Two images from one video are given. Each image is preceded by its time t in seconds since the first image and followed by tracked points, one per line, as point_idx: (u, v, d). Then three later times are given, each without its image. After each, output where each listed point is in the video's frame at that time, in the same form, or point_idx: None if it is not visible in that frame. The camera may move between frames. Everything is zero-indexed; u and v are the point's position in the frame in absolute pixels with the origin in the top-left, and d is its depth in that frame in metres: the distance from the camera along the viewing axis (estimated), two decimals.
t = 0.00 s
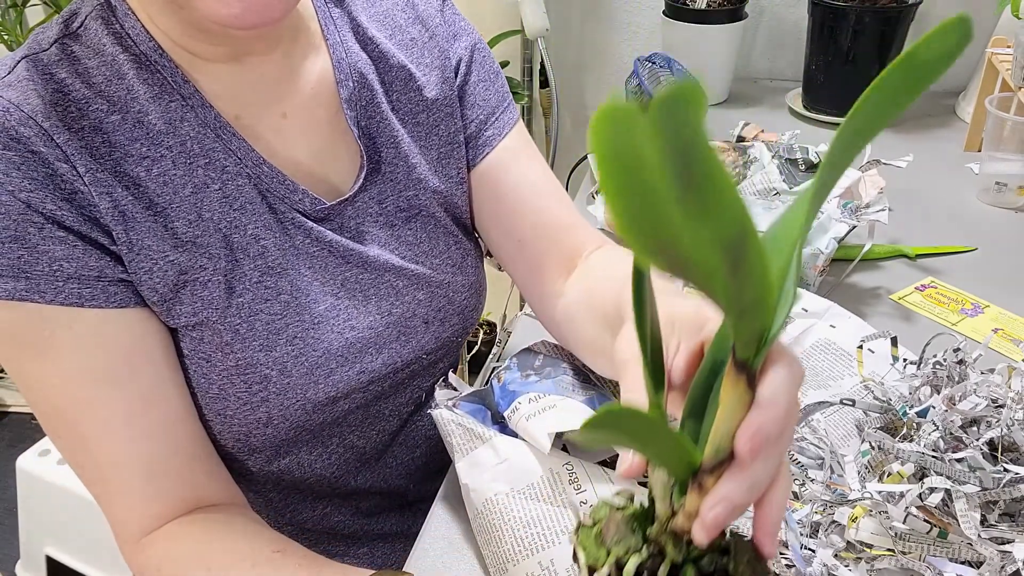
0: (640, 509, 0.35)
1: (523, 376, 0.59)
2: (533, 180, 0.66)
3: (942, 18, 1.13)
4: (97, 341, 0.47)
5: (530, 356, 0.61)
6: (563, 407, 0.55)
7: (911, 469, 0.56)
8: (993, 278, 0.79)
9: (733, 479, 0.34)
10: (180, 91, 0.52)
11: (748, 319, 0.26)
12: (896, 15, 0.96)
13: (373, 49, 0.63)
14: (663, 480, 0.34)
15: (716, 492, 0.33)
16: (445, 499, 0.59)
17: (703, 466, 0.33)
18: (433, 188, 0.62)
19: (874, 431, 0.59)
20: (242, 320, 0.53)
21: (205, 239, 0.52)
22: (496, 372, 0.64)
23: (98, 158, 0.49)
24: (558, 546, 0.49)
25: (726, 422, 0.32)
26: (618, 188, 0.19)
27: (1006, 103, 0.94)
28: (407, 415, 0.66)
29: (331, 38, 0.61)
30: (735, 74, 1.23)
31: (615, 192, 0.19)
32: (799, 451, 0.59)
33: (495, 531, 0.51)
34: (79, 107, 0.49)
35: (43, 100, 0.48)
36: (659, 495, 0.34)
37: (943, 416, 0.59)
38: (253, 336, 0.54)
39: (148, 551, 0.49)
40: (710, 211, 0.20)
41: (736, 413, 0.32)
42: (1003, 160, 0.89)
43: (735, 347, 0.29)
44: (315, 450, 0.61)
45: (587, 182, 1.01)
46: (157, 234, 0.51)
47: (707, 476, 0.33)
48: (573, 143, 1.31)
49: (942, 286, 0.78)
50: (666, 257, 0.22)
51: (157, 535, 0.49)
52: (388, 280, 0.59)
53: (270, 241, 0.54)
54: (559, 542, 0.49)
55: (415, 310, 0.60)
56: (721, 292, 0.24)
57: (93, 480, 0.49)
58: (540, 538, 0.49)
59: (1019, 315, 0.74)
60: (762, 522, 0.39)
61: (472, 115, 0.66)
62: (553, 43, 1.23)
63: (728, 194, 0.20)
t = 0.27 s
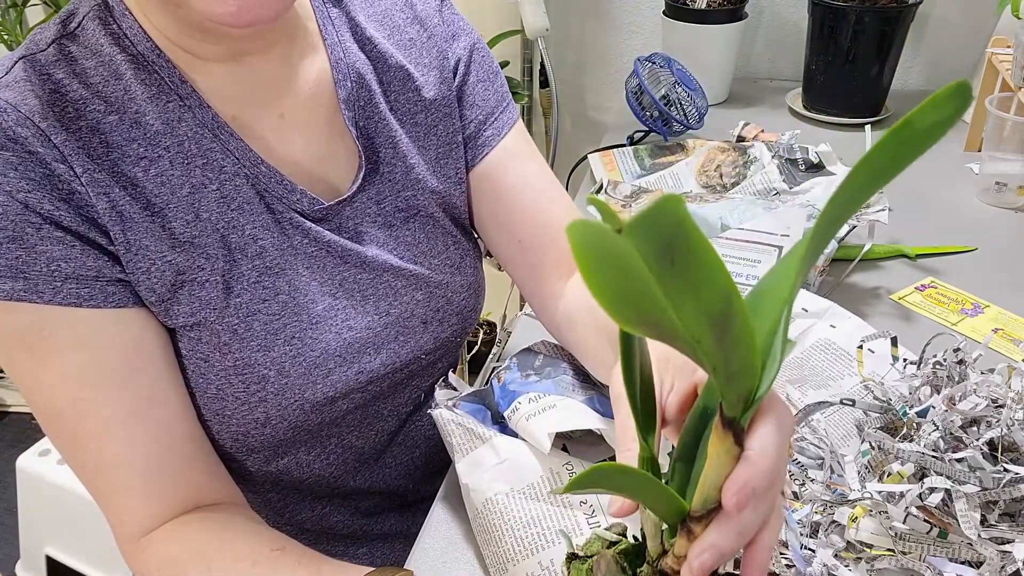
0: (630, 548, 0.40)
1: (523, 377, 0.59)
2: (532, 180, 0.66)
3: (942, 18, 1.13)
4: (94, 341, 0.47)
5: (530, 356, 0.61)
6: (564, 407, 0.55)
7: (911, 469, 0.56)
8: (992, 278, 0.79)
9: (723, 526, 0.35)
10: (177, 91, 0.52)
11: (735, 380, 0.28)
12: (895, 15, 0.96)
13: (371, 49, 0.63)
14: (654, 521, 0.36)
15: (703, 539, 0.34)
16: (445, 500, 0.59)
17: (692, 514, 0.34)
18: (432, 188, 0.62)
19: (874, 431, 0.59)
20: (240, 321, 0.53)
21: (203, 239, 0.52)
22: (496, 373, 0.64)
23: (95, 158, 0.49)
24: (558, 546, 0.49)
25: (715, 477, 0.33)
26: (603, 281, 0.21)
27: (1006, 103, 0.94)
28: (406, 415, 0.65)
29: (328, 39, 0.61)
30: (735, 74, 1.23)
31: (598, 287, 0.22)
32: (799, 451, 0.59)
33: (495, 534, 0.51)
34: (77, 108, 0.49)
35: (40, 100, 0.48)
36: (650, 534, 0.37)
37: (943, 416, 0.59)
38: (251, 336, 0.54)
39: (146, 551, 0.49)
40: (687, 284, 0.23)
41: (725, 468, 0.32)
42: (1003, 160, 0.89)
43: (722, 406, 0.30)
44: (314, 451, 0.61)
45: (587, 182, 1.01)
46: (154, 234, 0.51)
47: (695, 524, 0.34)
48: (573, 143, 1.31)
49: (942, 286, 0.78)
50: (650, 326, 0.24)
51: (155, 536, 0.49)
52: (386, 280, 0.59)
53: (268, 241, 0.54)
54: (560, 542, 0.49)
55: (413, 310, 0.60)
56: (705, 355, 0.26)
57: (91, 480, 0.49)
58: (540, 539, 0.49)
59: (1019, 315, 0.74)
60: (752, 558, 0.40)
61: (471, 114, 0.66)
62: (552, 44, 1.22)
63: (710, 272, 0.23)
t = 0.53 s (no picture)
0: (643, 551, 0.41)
1: (523, 377, 0.59)
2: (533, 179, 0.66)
3: (942, 18, 1.13)
4: (93, 341, 0.47)
5: (530, 357, 0.61)
6: (564, 407, 0.55)
7: (911, 469, 0.56)
8: (993, 278, 0.79)
9: (738, 541, 0.35)
10: (176, 91, 0.52)
11: (769, 404, 0.27)
12: (895, 15, 0.96)
13: (370, 49, 0.63)
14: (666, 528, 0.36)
15: (717, 553, 0.35)
16: (446, 500, 0.59)
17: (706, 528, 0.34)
18: (431, 188, 0.62)
19: (874, 431, 0.59)
20: (239, 321, 0.53)
21: (202, 239, 0.52)
22: (496, 372, 0.64)
23: (94, 158, 0.49)
24: (559, 546, 0.49)
25: (732, 498, 0.32)
26: (647, 311, 0.22)
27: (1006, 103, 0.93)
28: (406, 416, 0.65)
29: (328, 38, 0.61)
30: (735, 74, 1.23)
31: (637, 314, 0.22)
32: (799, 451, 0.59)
33: (496, 534, 0.51)
34: (75, 108, 0.49)
35: (39, 100, 0.48)
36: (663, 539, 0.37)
37: (943, 416, 0.59)
38: (251, 336, 0.54)
39: (146, 551, 0.49)
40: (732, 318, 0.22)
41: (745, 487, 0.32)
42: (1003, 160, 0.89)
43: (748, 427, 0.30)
44: (313, 451, 0.61)
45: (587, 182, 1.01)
46: (153, 234, 0.51)
47: (711, 538, 0.34)
48: (573, 143, 1.31)
49: (942, 286, 0.78)
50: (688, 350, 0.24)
51: (155, 536, 0.49)
52: (385, 280, 0.59)
53: (267, 241, 0.54)
54: (560, 542, 0.49)
55: (412, 310, 0.60)
56: (743, 381, 0.26)
57: (90, 480, 0.49)
58: (540, 539, 0.49)
59: (1019, 315, 0.74)
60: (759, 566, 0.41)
61: (470, 113, 0.66)
62: (552, 43, 1.22)
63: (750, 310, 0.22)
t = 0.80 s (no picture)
0: (641, 556, 0.38)
1: (523, 377, 0.59)
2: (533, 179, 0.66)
3: (942, 18, 1.13)
4: (93, 340, 0.47)
5: (530, 357, 0.61)
6: (564, 407, 0.55)
7: (911, 469, 0.56)
8: (993, 277, 0.79)
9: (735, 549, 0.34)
10: (176, 91, 0.52)
11: (755, 414, 0.27)
12: (895, 15, 0.96)
13: (369, 49, 0.63)
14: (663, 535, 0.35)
15: (713, 560, 0.34)
16: (446, 499, 0.59)
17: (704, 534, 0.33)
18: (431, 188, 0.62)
19: (874, 430, 0.59)
20: (239, 320, 0.53)
21: (201, 239, 0.52)
22: (496, 372, 0.64)
23: (94, 158, 0.49)
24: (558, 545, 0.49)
25: (725, 506, 0.32)
26: (617, 338, 0.21)
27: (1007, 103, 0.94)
28: (406, 415, 0.65)
29: (327, 38, 0.61)
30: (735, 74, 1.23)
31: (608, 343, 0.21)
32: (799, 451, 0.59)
33: (496, 534, 0.51)
34: (75, 108, 0.49)
35: (39, 100, 0.48)
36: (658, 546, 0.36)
37: (943, 416, 0.59)
38: (250, 336, 0.54)
39: (147, 550, 0.49)
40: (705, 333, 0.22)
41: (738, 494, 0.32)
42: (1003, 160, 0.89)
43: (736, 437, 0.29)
44: (313, 451, 0.61)
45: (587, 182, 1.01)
46: (154, 234, 0.51)
47: (706, 546, 0.34)
48: (573, 143, 1.31)
49: (942, 286, 0.78)
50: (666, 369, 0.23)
51: (157, 535, 0.49)
52: (384, 279, 0.59)
53: (267, 241, 0.54)
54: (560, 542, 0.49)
55: (412, 309, 0.60)
56: (725, 391, 0.25)
57: (91, 479, 0.49)
58: (540, 539, 0.49)
59: (1019, 315, 0.74)
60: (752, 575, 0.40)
61: (470, 112, 0.66)
62: (552, 44, 1.22)
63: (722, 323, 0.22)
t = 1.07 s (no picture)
0: (653, 550, 0.38)
1: (523, 376, 0.59)
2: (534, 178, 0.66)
3: (942, 18, 1.13)
4: (93, 341, 0.47)
5: (531, 357, 0.61)
6: (564, 407, 0.55)
7: (911, 469, 0.56)
8: (993, 277, 0.79)
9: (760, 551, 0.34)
10: (175, 92, 0.52)
11: (810, 419, 0.26)
12: (896, 15, 0.96)
13: (369, 49, 0.63)
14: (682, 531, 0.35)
15: (737, 559, 0.34)
16: (446, 499, 0.59)
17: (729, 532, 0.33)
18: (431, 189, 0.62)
19: (874, 430, 0.59)
20: (239, 322, 0.53)
21: (201, 240, 0.52)
22: (496, 372, 0.64)
23: (95, 160, 0.49)
24: (559, 545, 0.49)
25: (759, 506, 0.32)
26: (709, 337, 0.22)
27: (1007, 103, 0.94)
28: (406, 416, 0.65)
29: (327, 39, 0.61)
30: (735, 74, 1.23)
31: (701, 338, 0.22)
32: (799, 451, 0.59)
33: (496, 535, 0.51)
34: (75, 109, 0.49)
35: (39, 101, 0.48)
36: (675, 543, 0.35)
37: (943, 416, 0.59)
38: (251, 337, 0.54)
39: (149, 551, 0.49)
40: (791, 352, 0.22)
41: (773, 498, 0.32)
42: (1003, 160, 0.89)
43: (783, 438, 0.29)
44: (313, 451, 0.61)
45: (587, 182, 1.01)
46: (154, 235, 0.51)
47: (731, 545, 0.34)
48: (573, 143, 1.31)
49: (942, 286, 0.78)
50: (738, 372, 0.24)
51: (158, 536, 0.49)
52: (385, 280, 0.59)
53: (267, 242, 0.54)
54: (561, 541, 0.49)
55: (412, 310, 0.60)
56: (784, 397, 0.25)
57: (92, 481, 0.49)
58: (540, 539, 0.49)
59: (1019, 315, 0.74)
60: None
61: (470, 112, 0.66)
62: (552, 44, 1.22)
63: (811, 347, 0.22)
